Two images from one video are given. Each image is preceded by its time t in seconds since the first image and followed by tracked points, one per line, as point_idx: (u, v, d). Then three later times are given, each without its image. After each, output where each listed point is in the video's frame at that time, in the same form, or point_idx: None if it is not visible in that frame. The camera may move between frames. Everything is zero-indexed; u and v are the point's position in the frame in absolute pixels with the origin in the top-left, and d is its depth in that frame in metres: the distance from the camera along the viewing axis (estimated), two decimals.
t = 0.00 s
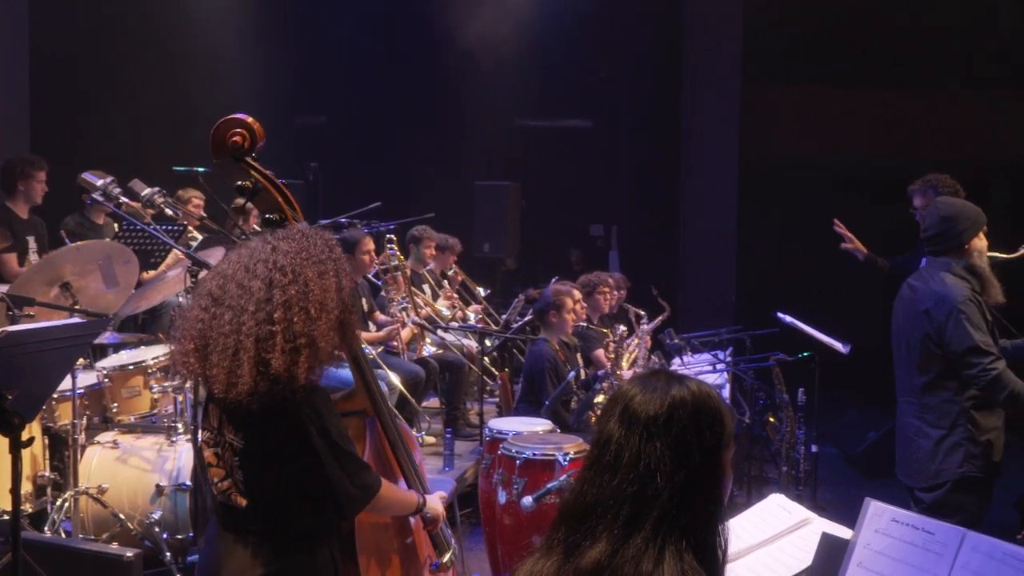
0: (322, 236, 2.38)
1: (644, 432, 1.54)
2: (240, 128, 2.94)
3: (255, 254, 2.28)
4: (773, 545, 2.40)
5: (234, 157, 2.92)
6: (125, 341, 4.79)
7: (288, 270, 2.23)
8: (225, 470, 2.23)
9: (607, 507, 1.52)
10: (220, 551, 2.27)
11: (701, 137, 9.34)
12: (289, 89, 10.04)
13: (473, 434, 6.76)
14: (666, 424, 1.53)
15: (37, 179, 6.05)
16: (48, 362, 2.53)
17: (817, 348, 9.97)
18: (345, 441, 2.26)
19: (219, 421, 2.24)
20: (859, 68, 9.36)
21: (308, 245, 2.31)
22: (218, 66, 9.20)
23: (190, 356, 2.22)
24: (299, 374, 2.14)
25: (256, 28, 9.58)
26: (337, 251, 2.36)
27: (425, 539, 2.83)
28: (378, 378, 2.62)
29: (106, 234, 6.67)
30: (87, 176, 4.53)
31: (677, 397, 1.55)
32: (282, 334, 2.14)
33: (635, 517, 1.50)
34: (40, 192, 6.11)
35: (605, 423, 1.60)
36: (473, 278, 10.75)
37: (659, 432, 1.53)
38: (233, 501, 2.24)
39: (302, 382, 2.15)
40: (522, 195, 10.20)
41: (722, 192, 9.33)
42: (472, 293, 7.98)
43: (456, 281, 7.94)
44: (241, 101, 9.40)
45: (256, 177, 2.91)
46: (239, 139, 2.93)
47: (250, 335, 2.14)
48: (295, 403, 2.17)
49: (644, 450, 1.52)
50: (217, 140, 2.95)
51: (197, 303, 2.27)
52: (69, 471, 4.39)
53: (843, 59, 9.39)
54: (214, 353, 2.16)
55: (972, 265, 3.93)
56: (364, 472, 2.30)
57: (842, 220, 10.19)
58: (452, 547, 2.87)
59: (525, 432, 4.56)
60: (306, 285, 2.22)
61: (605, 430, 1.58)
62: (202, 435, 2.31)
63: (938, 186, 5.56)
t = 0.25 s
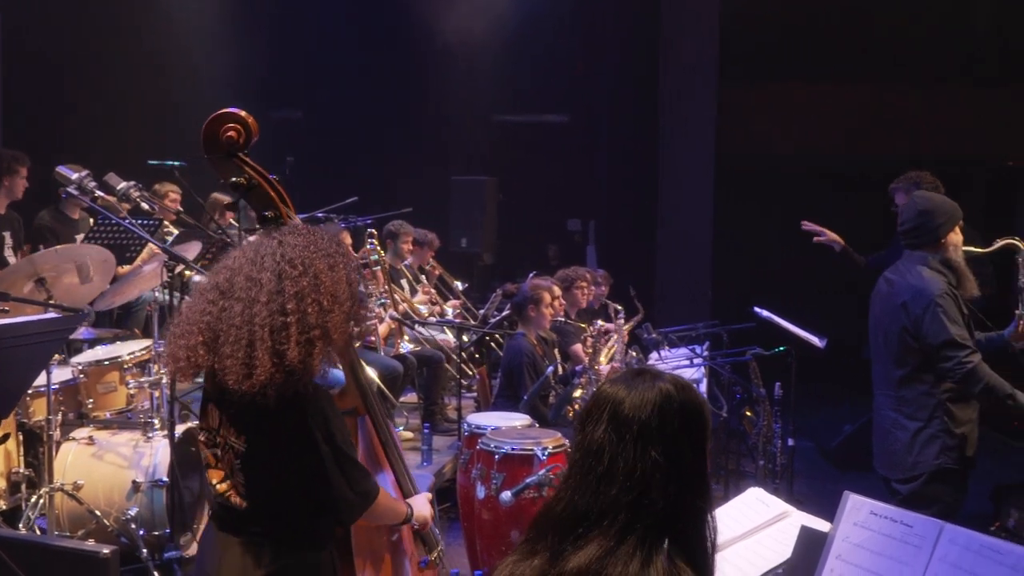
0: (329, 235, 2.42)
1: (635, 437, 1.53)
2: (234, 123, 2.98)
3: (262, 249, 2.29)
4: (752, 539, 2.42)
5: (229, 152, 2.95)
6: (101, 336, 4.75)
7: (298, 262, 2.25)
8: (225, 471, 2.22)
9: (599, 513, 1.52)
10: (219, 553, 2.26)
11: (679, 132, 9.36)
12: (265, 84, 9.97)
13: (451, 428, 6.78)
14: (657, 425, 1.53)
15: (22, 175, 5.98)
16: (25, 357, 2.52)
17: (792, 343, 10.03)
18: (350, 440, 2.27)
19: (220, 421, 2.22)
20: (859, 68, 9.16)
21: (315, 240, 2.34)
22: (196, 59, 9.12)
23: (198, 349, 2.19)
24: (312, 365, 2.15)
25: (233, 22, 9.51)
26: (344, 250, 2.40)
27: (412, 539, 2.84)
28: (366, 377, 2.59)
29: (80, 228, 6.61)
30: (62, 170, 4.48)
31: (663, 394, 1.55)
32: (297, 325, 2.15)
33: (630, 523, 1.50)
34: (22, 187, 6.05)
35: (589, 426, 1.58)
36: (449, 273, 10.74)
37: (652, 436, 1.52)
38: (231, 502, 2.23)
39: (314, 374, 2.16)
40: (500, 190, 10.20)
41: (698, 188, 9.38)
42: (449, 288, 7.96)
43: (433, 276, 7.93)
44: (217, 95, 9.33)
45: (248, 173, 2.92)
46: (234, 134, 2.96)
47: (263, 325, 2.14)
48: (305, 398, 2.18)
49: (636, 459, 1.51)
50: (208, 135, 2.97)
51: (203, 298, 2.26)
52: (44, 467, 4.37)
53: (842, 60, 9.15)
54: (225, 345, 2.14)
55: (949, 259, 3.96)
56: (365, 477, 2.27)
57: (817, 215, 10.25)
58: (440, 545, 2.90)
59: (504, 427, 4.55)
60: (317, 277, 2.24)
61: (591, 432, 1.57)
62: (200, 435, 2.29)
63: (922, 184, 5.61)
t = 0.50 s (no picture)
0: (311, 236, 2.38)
1: (611, 434, 1.53)
2: (206, 121, 3.01)
3: (243, 250, 2.25)
4: (729, 535, 2.43)
5: (202, 150, 2.99)
6: (74, 334, 4.71)
7: (281, 266, 2.21)
8: (201, 470, 2.21)
9: (576, 510, 1.52)
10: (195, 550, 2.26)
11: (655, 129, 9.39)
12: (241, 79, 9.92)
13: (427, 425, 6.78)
14: (634, 423, 1.53)
15: None
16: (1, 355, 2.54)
17: (766, 339, 10.09)
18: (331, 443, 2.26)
19: (196, 420, 2.20)
20: (859, 68, 9.33)
21: (298, 242, 2.30)
22: (172, 54, 9.05)
23: (185, 353, 2.13)
24: (298, 373, 2.14)
25: (210, 17, 9.45)
26: (326, 250, 2.37)
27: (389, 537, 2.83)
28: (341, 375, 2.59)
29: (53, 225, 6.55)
30: (35, 166, 4.41)
31: (638, 388, 1.56)
32: (283, 332, 2.12)
33: (607, 519, 1.50)
34: None
35: (566, 425, 1.58)
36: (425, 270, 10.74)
37: (630, 433, 1.53)
38: (207, 501, 2.22)
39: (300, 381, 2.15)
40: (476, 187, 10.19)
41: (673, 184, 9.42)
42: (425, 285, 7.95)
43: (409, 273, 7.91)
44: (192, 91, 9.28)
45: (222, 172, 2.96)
46: (206, 132, 2.99)
47: (250, 331, 2.10)
48: (288, 404, 2.16)
49: (614, 457, 1.52)
50: (181, 132, 3.00)
51: (185, 300, 2.20)
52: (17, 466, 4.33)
53: (842, 59, 9.36)
54: (212, 351, 2.09)
55: (922, 254, 4.01)
56: (345, 478, 2.28)
57: (791, 212, 10.32)
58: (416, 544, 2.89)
59: (482, 424, 4.55)
60: (301, 282, 2.21)
61: (568, 432, 1.57)
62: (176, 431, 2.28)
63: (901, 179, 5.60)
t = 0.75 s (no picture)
0: (267, 238, 2.33)
1: (586, 428, 1.53)
2: (172, 115, 3.03)
3: (196, 252, 2.20)
4: (705, 532, 2.44)
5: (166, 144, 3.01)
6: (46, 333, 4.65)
7: (233, 273, 2.17)
8: (152, 466, 2.15)
9: (546, 506, 1.52)
10: (149, 547, 2.23)
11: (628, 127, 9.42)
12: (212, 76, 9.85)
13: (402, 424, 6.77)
14: (609, 419, 1.53)
15: None
16: None
17: (739, 337, 10.14)
18: (275, 446, 2.27)
19: (145, 417, 2.15)
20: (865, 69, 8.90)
21: (253, 247, 2.25)
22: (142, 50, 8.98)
23: (129, 355, 2.11)
24: (240, 383, 2.12)
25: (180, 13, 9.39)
26: (280, 252, 2.32)
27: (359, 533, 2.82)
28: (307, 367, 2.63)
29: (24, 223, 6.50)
30: (4, 162, 4.37)
31: (614, 384, 1.56)
32: (227, 343, 2.09)
33: (577, 515, 1.51)
34: None
35: (540, 421, 1.58)
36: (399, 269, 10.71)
37: (604, 429, 1.53)
38: (158, 497, 2.16)
39: (243, 390, 2.13)
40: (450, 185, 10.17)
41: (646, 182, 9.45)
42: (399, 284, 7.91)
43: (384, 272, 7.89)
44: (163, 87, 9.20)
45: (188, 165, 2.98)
46: (170, 125, 3.01)
47: (193, 339, 2.08)
48: (232, 409, 2.15)
49: (587, 451, 1.52)
50: (146, 126, 3.02)
51: (133, 297, 2.16)
52: None
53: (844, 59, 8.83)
54: (154, 357, 2.07)
55: (895, 251, 4.05)
56: (291, 479, 2.30)
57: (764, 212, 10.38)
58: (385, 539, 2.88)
59: (457, 423, 4.54)
60: (250, 292, 2.16)
61: (542, 427, 1.57)
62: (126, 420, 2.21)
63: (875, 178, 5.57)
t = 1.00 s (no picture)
0: (194, 236, 2.32)
1: (553, 425, 1.54)
2: (105, 114, 2.98)
3: (121, 250, 2.20)
4: (670, 529, 2.46)
5: (98, 143, 2.96)
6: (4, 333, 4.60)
7: (154, 272, 2.16)
8: (78, 462, 2.15)
9: (515, 502, 1.52)
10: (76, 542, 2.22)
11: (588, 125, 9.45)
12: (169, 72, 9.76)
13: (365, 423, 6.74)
14: (575, 415, 1.54)
15: None
16: None
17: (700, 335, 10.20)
18: (201, 447, 2.23)
19: (73, 412, 2.15)
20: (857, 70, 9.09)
21: (180, 247, 2.24)
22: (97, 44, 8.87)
23: (47, 353, 2.14)
24: (159, 382, 2.09)
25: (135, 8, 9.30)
26: (207, 251, 2.30)
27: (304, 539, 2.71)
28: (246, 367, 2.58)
29: None
30: None
31: (579, 382, 1.57)
32: (142, 341, 2.08)
33: (543, 511, 1.51)
34: None
35: (506, 418, 1.58)
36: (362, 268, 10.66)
37: (569, 426, 1.53)
38: (85, 494, 2.16)
39: (162, 390, 2.10)
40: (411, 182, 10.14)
41: (607, 182, 9.49)
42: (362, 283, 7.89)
43: (347, 270, 7.85)
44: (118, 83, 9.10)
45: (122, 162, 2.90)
46: (102, 125, 2.96)
47: (110, 337, 2.07)
48: (152, 409, 2.11)
49: (554, 447, 1.52)
50: (81, 126, 2.97)
51: (56, 295, 2.18)
52: None
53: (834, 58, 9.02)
54: (72, 354, 2.08)
55: (851, 249, 4.09)
56: (217, 481, 2.25)
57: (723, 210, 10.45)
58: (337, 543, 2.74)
59: (420, 421, 4.53)
60: (171, 290, 2.15)
61: (508, 424, 1.57)
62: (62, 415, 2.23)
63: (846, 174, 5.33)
